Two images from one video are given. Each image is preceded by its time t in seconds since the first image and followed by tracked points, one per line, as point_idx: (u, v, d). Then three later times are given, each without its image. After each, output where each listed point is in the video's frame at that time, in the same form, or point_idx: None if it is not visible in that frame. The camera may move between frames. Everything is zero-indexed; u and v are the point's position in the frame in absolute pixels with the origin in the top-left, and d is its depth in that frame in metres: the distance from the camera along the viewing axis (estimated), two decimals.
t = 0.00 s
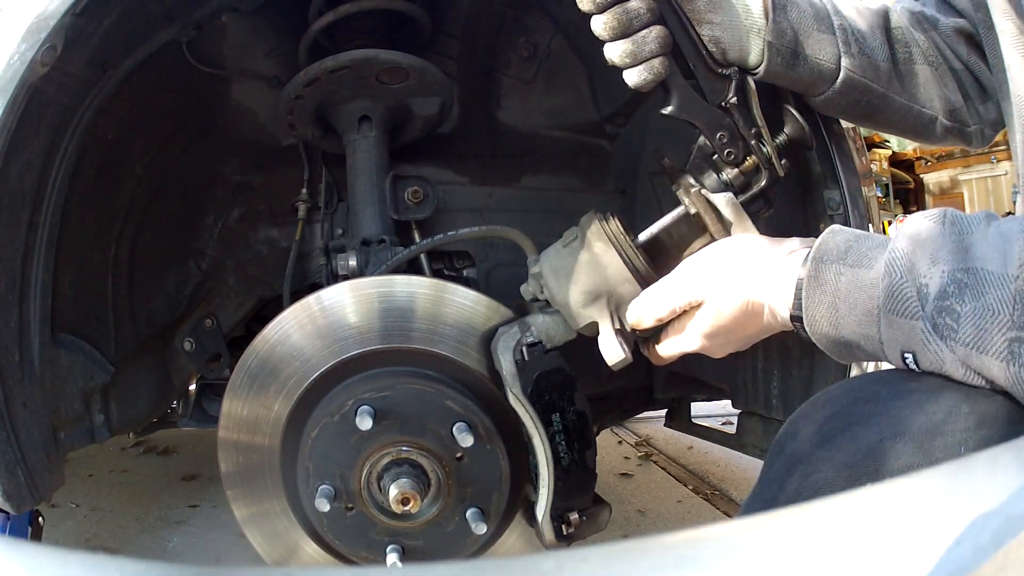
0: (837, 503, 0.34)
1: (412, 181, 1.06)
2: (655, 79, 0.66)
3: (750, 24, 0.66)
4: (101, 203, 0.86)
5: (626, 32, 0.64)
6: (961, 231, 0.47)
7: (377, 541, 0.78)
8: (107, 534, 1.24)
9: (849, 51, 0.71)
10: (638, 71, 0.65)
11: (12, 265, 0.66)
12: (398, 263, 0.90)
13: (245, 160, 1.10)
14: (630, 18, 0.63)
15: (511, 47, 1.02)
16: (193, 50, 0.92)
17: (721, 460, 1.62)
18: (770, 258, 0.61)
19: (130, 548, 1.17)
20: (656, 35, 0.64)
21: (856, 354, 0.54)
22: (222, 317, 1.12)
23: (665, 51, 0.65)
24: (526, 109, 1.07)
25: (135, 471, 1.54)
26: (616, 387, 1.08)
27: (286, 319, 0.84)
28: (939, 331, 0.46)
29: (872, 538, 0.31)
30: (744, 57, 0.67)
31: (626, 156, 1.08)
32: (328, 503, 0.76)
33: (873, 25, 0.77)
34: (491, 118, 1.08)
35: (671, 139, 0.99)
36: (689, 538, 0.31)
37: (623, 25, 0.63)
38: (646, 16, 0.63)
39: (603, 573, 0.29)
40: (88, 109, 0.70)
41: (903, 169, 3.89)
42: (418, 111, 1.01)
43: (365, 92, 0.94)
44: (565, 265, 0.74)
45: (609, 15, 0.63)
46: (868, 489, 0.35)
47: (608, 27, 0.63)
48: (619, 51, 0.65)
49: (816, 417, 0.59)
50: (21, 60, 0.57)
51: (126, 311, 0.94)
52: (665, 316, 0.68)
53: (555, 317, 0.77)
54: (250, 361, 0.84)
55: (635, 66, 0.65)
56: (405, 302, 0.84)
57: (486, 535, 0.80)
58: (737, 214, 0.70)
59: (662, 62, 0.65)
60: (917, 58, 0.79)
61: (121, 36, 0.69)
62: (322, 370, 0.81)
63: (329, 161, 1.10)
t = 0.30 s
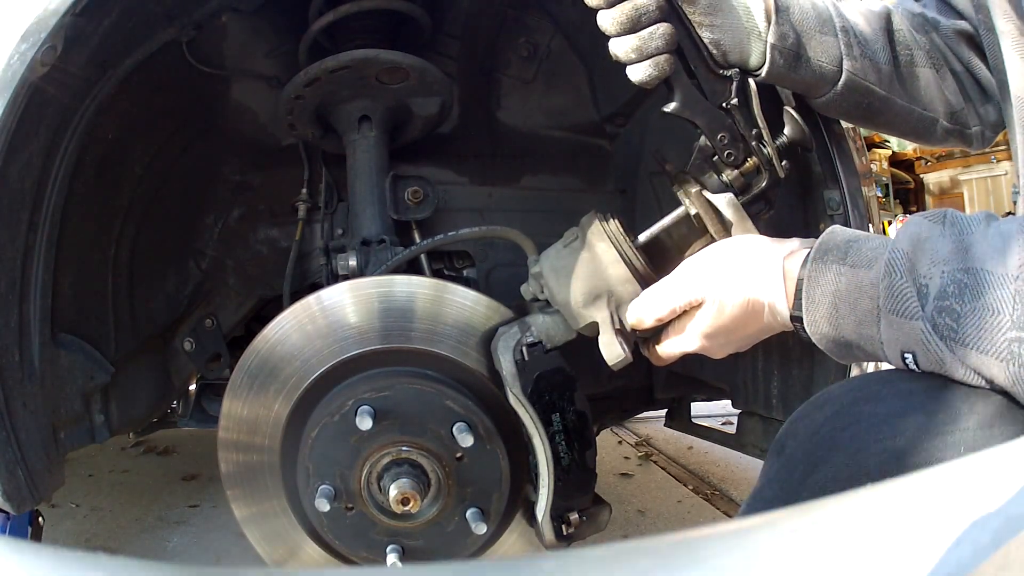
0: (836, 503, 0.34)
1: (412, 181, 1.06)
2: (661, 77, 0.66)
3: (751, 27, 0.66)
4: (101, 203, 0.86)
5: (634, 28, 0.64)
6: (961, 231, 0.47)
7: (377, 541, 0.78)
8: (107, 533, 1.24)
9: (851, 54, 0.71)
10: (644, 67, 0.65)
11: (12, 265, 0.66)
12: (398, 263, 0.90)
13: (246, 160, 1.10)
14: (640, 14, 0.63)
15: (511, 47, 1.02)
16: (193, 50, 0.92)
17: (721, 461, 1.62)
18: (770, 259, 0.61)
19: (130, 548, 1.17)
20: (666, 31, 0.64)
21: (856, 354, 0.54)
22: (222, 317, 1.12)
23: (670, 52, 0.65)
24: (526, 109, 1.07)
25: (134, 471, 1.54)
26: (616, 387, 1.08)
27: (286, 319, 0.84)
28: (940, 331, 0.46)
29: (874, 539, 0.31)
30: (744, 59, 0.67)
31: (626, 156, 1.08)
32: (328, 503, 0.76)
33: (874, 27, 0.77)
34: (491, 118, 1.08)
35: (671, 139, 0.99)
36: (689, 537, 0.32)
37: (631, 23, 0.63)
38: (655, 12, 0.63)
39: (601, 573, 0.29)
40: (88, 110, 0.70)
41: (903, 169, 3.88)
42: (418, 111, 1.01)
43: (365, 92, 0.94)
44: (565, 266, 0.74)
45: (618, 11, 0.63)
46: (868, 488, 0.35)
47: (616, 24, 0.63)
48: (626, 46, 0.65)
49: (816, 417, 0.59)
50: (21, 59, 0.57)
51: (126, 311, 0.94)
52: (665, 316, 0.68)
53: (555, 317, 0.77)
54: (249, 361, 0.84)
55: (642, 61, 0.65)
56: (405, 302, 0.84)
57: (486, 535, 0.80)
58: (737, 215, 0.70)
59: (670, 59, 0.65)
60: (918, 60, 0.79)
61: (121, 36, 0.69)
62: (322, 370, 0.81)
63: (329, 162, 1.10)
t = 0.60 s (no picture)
0: (836, 503, 0.34)
1: (412, 181, 1.06)
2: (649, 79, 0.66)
3: (750, 22, 0.66)
4: (101, 203, 0.86)
5: (621, 30, 0.64)
6: (963, 230, 0.47)
7: (377, 541, 0.78)
8: (107, 533, 1.24)
9: (850, 54, 0.71)
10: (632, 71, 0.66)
11: (12, 266, 0.66)
12: (398, 263, 0.90)
13: (246, 160, 1.10)
14: (625, 17, 0.63)
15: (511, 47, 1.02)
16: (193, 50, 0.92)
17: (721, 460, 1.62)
18: (770, 259, 0.60)
19: (130, 548, 1.17)
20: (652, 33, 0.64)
21: (858, 353, 0.54)
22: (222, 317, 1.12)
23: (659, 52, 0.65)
24: (526, 109, 1.07)
25: (134, 471, 1.54)
26: (616, 387, 1.08)
27: (286, 319, 0.84)
28: (941, 330, 0.46)
29: (874, 539, 0.31)
30: (743, 55, 0.67)
31: (626, 156, 1.08)
32: (328, 503, 0.76)
33: (874, 28, 0.77)
34: (491, 118, 1.08)
35: (671, 139, 0.99)
36: (688, 537, 0.32)
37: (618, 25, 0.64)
38: (640, 13, 0.63)
39: (601, 573, 0.29)
40: (88, 110, 0.70)
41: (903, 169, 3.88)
42: (418, 111, 1.01)
43: (365, 91, 0.94)
44: (564, 265, 0.74)
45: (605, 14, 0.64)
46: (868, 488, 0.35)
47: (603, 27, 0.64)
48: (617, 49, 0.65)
49: (816, 417, 0.59)
50: (21, 60, 0.57)
51: (126, 311, 0.95)
52: (666, 312, 0.68)
53: (555, 317, 0.77)
54: (249, 361, 0.84)
55: (630, 64, 0.66)
56: (405, 302, 0.84)
57: (486, 535, 0.80)
58: (735, 211, 0.69)
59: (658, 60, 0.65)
60: (917, 62, 0.79)
61: (121, 36, 0.69)
62: (322, 370, 0.81)
63: (329, 162, 1.10)
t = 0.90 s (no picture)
0: (836, 503, 0.34)
1: (412, 181, 1.06)
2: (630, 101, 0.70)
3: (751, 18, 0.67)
4: (101, 203, 0.86)
5: (593, 58, 0.68)
6: (962, 231, 0.47)
7: (377, 541, 0.78)
8: (107, 534, 1.24)
9: (845, 49, 0.71)
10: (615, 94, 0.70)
11: (12, 266, 0.66)
12: (398, 263, 0.90)
13: (246, 160, 1.10)
14: (587, 52, 0.67)
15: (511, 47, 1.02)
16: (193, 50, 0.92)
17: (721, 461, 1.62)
18: (770, 260, 0.60)
19: (130, 548, 1.17)
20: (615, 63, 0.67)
21: (857, 355, 0.53)
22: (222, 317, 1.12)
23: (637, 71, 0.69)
24: (527, 109, 1.07)
25: (134, 471, 1.54)
26: (616, 387, 1.07)
27: (286, 319, 0.84)
28: (941, 330, 0.46)
29: (873, 539, 0.31)
30: (744, 50, 0.67)
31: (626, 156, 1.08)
32: (329, 503, 0.76)
33: (870, 25, 0.77)
34: (491, 118, 1.08)
35: (670, 139, 0.99)
36: (688, 537, 0.31)
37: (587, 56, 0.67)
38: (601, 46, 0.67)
39: (600, 573, 0.29)
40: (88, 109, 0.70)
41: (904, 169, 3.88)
42: (418, 110, 1.00)
43: (365, 91, 0.94)
44: (565, 265, 0.74)
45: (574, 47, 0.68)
46: (868, 488, 0.35)
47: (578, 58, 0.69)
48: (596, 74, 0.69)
49: (818, 417, 0.59)
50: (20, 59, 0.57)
51: (126, 311, 0.95)
52: (665, 311, 0.69)
53: (555, 317, 0.77)
54: (249, 361, 0.84)
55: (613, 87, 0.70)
56: (405, 302, 0.84)
57: (486, 535, 0.80)
58: (736, 213, 0.70)
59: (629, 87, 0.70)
60: (914, 60, 0.79)
61: (121, 35, 0.69)
62: (322, 370, 0.81)
63: (329, 162, 1.10)
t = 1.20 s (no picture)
0: (836, 503, 0.34)
1: (412, 181, 1.06)
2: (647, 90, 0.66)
3: (751, 27, 0.67)
4: (100, 203, 0.86)
5: (610, 45, 0.65)
6: (962, 231, 0.46)
7: (377, 541, 0.78)
8: (107, 534, 1.23)
9: (846, 58, 0.71)
10: (628, 84, 0.66)
11: (12, 266, 0.65)
12: (398, 263, 0.90)
13: (246, 160, 1.10)
14: (611, 32, 0.64)
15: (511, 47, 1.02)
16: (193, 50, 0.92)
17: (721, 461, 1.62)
18: (770, 260, 0.60)
19: (129, 548, 1.17)
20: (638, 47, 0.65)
21: (858, 356, 0.53)
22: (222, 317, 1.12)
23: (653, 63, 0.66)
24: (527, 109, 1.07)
25: (134, 471, 1.54)
26: (616, 388, 1.07)
27: (286, 319, 0.84)
28: (942, 329, 0.46)
29: (872, 538, 0.31)
30: (744, 58, 0.67)
31: (626, 156, 1.08)
32: (328, 503, 0.76)
33: (870, 32, 0.77)
34: (491, 118, 1.08)
35: (670, 139, 0.98)
36: (688, 537, 0.32)
37: (605, 40, 0.65)
38: (625, 29, 0.64)
39: (601, 573, 0.29)
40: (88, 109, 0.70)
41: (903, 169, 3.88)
42: (418, 111, 1.00)
43: (365, 91, 0.94)
44: (565, 265, 0.74)
45: (590, 31, 0.65)
46: (868, 488, 0.35)
47: (592, 43, 0.66)
48: (608, 63, 0.66)
49: (819, 417, 0.59)
50: (20, 59, 0.57)
51: (126, 311, 0.94)
52: (665, 313, 0.68)
53: (555, 316, 0.77)
54: (249, 361, 0.84)
55: (626, 78, 0.67)
56: (405, 302, 0.84)
57: (486, 534, 0.80)
58: (737, 214, 0.70)
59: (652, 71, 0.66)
60: (914, 66, 0.79)
61: (121, 35, 0.69)
62: (322, 370, 0.81)
63: (329, 162, 1.10)
